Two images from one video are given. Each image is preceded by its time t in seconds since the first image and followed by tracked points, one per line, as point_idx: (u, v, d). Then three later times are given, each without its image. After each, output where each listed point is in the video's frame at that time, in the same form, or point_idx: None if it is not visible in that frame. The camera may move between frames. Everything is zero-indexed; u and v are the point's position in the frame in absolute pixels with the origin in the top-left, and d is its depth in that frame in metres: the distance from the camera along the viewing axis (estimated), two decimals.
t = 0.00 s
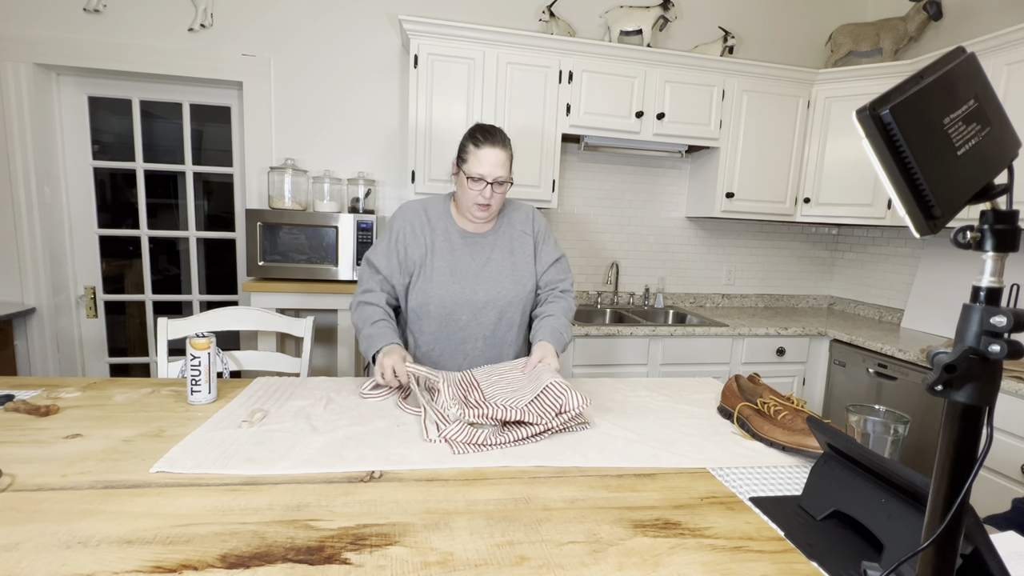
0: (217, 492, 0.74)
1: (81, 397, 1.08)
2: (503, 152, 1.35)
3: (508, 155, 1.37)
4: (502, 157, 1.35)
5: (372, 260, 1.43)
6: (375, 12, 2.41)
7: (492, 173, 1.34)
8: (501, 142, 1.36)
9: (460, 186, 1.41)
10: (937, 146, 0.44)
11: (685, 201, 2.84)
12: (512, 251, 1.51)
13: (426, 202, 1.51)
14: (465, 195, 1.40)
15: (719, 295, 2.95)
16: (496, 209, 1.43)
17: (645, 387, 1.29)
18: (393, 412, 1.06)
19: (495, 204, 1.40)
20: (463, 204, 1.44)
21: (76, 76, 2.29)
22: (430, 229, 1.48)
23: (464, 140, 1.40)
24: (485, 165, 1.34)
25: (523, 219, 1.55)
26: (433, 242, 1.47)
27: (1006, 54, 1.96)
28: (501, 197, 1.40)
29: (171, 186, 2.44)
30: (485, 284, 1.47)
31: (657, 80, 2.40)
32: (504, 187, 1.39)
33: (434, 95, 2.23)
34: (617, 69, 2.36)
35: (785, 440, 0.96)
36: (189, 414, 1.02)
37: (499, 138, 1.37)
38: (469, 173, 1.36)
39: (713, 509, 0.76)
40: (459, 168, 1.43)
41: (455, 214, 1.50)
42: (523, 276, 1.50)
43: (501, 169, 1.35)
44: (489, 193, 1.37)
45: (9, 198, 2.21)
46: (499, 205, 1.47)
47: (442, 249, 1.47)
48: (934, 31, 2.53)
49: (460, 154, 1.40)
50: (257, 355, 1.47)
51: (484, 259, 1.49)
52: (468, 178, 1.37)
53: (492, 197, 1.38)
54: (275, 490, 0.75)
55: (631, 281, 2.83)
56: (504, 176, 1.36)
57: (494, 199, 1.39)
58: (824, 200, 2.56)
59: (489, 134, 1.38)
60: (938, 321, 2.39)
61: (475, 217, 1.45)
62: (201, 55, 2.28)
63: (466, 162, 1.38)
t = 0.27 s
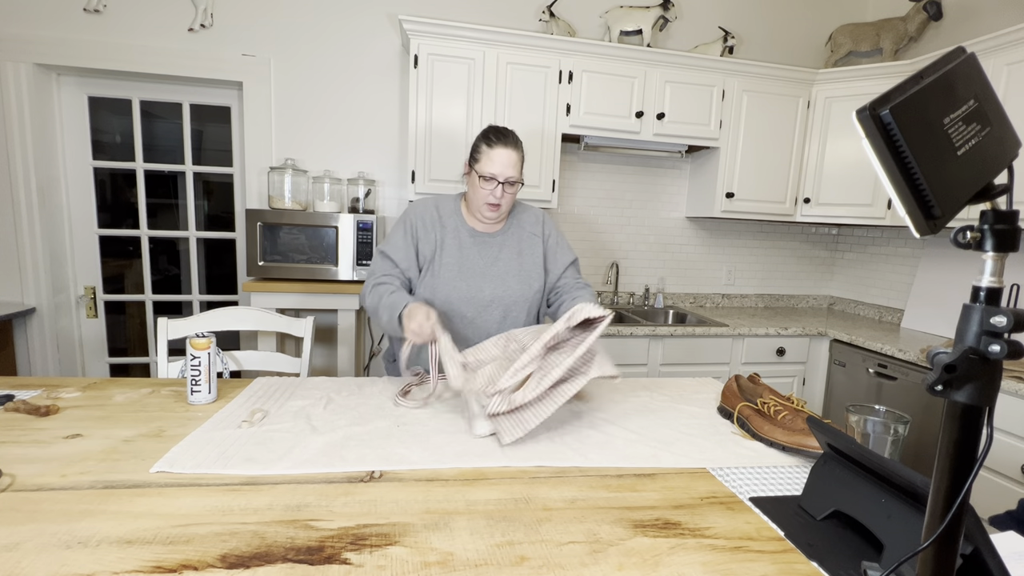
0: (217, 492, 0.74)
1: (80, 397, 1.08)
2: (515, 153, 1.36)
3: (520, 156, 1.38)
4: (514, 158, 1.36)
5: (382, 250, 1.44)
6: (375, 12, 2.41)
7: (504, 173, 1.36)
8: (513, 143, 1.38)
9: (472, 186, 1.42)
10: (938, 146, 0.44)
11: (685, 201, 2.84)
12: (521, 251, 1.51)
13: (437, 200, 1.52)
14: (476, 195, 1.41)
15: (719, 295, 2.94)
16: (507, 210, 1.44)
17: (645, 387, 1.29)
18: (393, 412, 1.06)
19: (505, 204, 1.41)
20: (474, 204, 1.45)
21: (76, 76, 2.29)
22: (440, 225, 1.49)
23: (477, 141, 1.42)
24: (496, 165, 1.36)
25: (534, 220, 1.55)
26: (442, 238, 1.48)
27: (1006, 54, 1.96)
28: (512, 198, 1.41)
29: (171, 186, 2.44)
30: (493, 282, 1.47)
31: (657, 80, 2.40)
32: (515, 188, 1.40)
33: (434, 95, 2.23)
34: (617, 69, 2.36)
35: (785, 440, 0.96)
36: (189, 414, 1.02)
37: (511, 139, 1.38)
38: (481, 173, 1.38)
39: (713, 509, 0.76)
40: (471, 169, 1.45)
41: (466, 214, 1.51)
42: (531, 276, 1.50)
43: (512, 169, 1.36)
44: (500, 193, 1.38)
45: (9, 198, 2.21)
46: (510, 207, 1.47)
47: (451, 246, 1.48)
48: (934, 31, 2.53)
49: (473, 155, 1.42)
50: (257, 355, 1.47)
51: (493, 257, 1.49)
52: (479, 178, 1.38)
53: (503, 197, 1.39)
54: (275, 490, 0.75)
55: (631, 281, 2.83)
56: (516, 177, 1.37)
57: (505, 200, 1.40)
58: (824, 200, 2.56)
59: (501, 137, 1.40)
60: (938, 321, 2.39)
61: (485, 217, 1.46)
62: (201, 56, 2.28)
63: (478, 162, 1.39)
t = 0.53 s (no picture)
0: (217, 492, 0.74)
1: (80, 397, 1.08)
2: (536, 153, 1.44)
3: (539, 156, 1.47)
4: (536, 158, 1.44)
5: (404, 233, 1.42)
6: (375, 12, 2.41)
7: (527, 172, 1.43)
8: (533, 143, 1.46)
9: (493, 185, 1.49)
10: (938, 146, 0.44)
11: (685, 201, 2.84)
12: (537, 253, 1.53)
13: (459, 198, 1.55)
14: (498, 193, 1.48)
15: (719, 295, 2.94)
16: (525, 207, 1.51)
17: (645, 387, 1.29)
18: (393, 412, 1.06)
19: (526, 202, 1.49)
20: (494, 203, 1.50)
21: (76, 76, 2.29)
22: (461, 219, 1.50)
23: (496, 141, 1.48)
24: (519, 164, 1.43)
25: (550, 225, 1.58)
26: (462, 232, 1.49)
27: (1006, 54, 1.96)
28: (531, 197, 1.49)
29: (171, 186, 2.44)
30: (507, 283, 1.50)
31: (657, 80, 2.40)
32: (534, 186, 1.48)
33: (434, 95, 2.23)
34: (617, 69, 2.36)
35: (785, 440, 0.96)
36: (189, 414, 1.02)
37: (531, 139, 1.46)
38: (503, 172, 1.44)
39: (713, 509, 0.76)
40: (490, 169, 1.51)
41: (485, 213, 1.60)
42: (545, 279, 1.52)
43: (534, 168, 1.44)
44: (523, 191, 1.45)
45: (9, 198, 2.21)
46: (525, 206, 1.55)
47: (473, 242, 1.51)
48: (934, 31, 2.53)
49: (493, 155, 1.48)
50: (257, 355, 1.47)
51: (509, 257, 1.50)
52: (502, 176, 1.45)
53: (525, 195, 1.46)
54: (275, 490, 0.75)
55: (631, 281, 2.83)
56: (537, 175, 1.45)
57: (526, 197, 1.47)
58: (824, 200, 2.56)
59: (519, 137, 1.48)
60: (939, 321, 2.39)
61: (506, 214, 1.54)
62: (201, 56, 2.28)
63: (500, 161, 1.46)
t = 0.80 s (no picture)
0: (216, 492, 0.74)
1: (80, 397, 1.08)
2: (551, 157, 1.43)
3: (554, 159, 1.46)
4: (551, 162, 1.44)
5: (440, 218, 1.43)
6: (375, 12, 2.41)
7: (542, 178, 1.43)
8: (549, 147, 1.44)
9: (507, 188, 1.47)
10: (938, 146, 0.44)
11: (685, 201, 2.84)
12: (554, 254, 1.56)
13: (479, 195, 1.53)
14: (512, 197, 1.47)
15: (719, 295, 2.95)
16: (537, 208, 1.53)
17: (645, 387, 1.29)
18: (393, 412, 1.06)
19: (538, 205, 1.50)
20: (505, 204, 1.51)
21: (76, 76, 2.29)
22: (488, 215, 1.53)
23: (510, 143, 1.46)
24: (534, 168, 1.41)
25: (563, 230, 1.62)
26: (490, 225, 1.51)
27: (1006, 54, 1.96)
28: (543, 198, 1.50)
29: (171, 186, 2.44)
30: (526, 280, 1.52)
31: (657, 80, 2.40)
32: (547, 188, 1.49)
33: (434, 95, 2.23)
34: (617, 69, 2.36)
35: (785, 440, 0.97)
36: (188, 414, 1.02)
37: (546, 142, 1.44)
38: (518, 176, 1.43)
39: (713, 509, 0.76)
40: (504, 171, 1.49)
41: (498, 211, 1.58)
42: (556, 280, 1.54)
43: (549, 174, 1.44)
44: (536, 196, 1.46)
45: (9, 198, 2.21)
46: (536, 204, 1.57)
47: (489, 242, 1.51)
48: (934, 31, 2.53)
49: (505, 158, 1.46)
50: (257, 355, 1.47)
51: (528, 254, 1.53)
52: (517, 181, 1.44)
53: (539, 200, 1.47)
54: (275, 490, 0.75)
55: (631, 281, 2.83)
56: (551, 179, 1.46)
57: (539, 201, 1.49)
58: (824, 200, 2.56)
59: (534, 140, 1.45)
60: (938, 321, 2.39)
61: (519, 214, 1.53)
62: (202, 56, 2.28)
63: (513, 165, 1.44)
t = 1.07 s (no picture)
0: (216, 492, 0.74)
1: (80, 397, 1.08)
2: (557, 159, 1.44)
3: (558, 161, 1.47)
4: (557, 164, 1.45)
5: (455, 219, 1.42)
6: (375, 12, 2.41)
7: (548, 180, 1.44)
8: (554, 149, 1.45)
9: (511, 190, 1.47)
10: (938, 146, 0.44)
11: (686, 201, 2.84)
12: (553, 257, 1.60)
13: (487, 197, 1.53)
14: (517, 198, 1.47)
15: (719, 295, 2.95)
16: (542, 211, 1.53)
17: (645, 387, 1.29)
18: (393, 412, 1.06)
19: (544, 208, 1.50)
20: (510, 207, 1.51)
21: (77, 76, 2.29)
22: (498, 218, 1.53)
23: (515, 145, 1.47)
24: (540, 169, 1.42)
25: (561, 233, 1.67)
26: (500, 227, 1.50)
27: (1006, 54, 1.96)
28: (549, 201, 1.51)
29: (171, 186, 2.44)
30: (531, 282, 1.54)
31: (657, 80, 2.40)
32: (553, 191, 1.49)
33: (434, 95, 2.23)
34: (617, 70, 2.36)
35: (785, 440, 0.97)
36: (189, 414, 1.02)
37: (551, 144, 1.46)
38: (523, 177, 1.43)
39: (713, 509, 0.76)
40: (508, 173, 1.49)
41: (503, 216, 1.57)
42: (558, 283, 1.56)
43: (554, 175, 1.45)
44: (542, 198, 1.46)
45: (9, 198, 2.21)
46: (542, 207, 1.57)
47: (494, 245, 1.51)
48: (934, 31, 2.53)
49: (511, 160, 1.47)
50: (257, 355, 1.47)
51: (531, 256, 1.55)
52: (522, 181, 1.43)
53: (545, 202, 1.47)
54: (275, 490, 0.75)
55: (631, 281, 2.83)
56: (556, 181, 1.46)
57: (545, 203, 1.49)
58: (824, 200, 2.56)
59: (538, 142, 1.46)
60: (938, 321, 2.39)
61: (523, 218, 1.52)
62: (202, 56, 2.28)
63: (519, 165, 1.44)
